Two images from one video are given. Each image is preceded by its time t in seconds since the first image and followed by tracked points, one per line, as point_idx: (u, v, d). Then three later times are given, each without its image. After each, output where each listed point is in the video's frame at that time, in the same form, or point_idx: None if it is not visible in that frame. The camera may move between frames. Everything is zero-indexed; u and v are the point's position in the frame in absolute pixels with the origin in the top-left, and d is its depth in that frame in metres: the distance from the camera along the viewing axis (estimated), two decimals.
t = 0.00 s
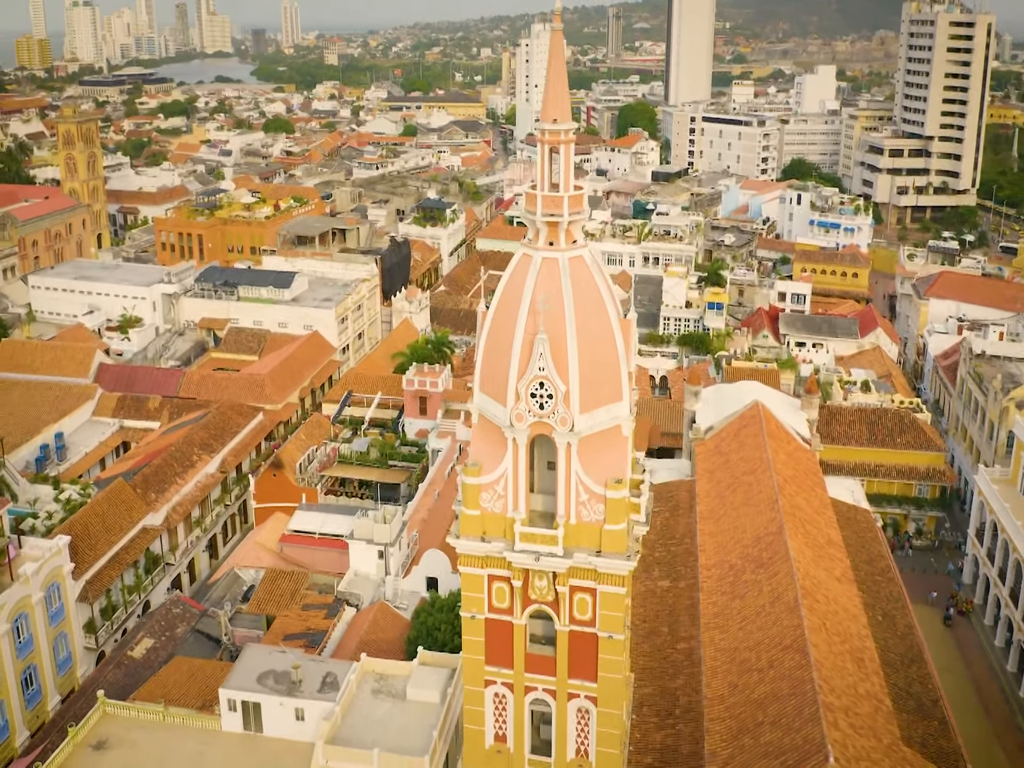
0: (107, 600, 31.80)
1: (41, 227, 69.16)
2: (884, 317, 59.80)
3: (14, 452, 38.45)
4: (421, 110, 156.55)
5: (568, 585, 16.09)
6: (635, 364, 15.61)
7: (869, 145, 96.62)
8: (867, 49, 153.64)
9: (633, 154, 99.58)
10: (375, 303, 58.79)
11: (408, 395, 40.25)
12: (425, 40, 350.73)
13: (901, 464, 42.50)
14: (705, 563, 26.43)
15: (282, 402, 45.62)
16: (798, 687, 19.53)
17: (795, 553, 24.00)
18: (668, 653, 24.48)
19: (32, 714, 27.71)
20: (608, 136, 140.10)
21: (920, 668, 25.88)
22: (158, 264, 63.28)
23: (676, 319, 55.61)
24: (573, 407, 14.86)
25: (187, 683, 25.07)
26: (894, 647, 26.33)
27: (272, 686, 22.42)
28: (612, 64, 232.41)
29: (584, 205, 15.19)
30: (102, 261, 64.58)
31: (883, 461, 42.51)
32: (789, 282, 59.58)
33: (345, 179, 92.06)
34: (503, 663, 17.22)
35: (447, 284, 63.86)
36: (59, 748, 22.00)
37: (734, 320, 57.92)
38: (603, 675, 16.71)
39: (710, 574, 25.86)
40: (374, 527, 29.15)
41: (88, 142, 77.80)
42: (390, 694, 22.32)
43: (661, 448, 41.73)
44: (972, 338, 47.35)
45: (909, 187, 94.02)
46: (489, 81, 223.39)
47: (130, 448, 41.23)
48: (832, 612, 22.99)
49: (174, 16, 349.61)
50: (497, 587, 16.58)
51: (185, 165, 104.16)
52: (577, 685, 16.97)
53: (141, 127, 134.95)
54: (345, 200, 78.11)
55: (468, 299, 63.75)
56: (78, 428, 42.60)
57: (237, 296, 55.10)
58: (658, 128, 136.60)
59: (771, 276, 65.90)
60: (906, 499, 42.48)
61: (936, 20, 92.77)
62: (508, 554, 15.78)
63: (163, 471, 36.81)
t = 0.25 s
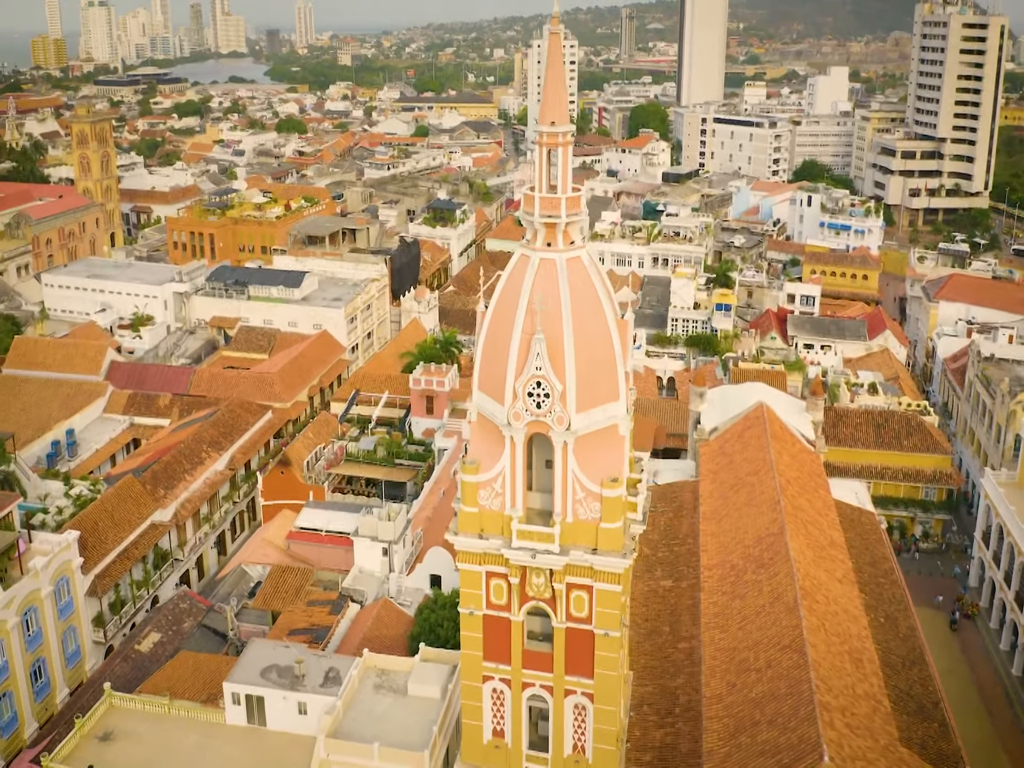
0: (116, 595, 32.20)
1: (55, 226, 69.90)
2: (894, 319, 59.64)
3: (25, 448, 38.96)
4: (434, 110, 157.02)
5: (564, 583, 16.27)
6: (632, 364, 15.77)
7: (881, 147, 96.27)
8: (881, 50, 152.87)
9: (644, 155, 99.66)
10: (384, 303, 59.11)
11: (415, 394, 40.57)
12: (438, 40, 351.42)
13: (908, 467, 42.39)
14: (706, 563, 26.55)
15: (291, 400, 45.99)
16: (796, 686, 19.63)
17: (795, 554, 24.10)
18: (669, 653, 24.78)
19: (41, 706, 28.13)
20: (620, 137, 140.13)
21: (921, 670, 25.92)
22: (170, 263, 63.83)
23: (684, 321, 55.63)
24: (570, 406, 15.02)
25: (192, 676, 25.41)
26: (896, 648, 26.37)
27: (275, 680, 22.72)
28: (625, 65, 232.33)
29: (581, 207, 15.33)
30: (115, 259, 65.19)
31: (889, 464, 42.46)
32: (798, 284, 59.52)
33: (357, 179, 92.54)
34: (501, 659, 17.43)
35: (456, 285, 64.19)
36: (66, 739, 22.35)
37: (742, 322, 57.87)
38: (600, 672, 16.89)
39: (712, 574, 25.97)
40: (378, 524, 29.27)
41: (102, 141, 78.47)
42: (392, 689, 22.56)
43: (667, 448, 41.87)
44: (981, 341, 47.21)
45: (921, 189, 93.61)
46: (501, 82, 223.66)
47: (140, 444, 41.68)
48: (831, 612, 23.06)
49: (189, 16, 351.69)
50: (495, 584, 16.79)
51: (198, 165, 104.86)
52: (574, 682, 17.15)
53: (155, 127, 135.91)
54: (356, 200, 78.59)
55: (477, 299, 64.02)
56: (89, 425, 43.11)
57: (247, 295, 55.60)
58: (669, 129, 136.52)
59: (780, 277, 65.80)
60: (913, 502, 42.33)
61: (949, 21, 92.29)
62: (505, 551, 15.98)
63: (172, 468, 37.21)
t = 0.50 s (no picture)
0: (125, 589, 32.58)
1: (69, 224, 70.62)
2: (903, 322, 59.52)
3: (37, 444, 39.44)
4: (446, 111, 157.42)
5: (561, 579, 16.46)
6: (629, 364, 15.93)
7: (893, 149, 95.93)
8: (895, 51, 152.08)
9: (655, 156, 99.69)
10: (393, 303, 59.44)
11: (421, 393, 40.83)
12: (451, 40, 351.97)
13: (914, 469, 42.36)
14: (708, 562, 26.71)
15: (300, 399, 46.34)
16: (793, 686, 19.74)
17: (796, 554, 24.20)
18: (671, 651, 25.37)
19: (50, 698, 28.57)
20: (632, 138, 140.08)
21: (922, 671, 25.98)
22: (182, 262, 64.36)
23: (692, 322, 55.72)
24: (567, 405, 15.17)
25: (198, 669, 25.73)
26: (897, 650, 26.45)
27: (279, 674, 23.01)
28: (637, 66, 232.01)
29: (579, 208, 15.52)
30: (127, 258, 65.79)
31: (896, 466, 42.40)
32: (807, 286, 59.33)
33: (368, 179, 93.00)
34: (499, 655, 17.63)
35: (465, 285, 64.55)
36: (73, 730, 22.69)
37: (750, 323, 57.83)
38: (596, 668, 17.07)
39: (713, 573, 26.11)
40: (383, 521, 29.65)
41: (115, 141, 79.15)
42: (394, 685, 22.80)
43: (673, 449, 42.02)
44: (989, 344, 47.07)
45: (934, 191, 93.18)
46: (513, 83, 223.83)
47: (150, 441, 42.11)
48: (831, 613, 23.16)
49: (204, 16, 353.56)
50: (493, 580, 16.98)
51: (211, 164, 105.55)
52: (571, 678, 17.34)
53: (169, 127, 136.82)
54: (366, 200, 78.95)
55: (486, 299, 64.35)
56: (100, 421, 43.59)
57: (258, 294, 56.05)
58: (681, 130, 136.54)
59: (790, 279, 65.70)
60: (919, 504, 42.28)
61: (962, 23, 91.79)
62: (503, 547, 16.18)
63: (181, 464, 37.60)
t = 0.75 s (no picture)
0: (133, 584, 32.97)
1: (82, 223, 71.30)
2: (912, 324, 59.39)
3: (48, 440, 39.92)
4: (457, 112, 157.76)
5: (558, 577, 16.64)
6: (626, 364, 16.12)
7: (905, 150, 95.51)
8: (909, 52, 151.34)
9: (665, 157, 99.71)
10: (402, 302, 59.72)
11: (428, 393, 40.87)
12: (464, 41, 352.46)
13: (920, 472, 42.26)
14: (709, 561, 26.87)
15: (308, 397, 46.69)
16: (789, 685, 19.87)
17: (796, 555, 24.31)
18: (672, 651, 25.64)
19: (58, 690, 28.97)
20: (643, 139, 140.02)
21: (922, 674, 26.04)
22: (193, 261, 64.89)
23: (699, 323, 55.80)
24: (563, 404, 15.39)
25: (203, 664, 26.05)
26: (898, 652, 26.52)
27: (282, 668, 23.31)
28: (650, 66, 231.79)
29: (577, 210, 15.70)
30: (139, 257, 66.36)
31: (902, 468, 42.35)
32: (816, 288, 59.55)
33: (379, 180, 93.43)
34: (497, 651, 17.83)
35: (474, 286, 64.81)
36: (80, 722, 23.04)
37: (758, 325, 57.79)
38: (593, 665, 17.25)
39: (714, 573, 26.25)
40: (387, 519, 29.74)
41: (128, 141, 79.81)
42: (395, 680, 23.02)
43: (678, 450, 42.11)
44: (998, 347, 46.94)
45: (945, 193, 92.83)
46: (525, 83, 224.10)
47: (159, 438, 42.53)
48: (830, 614, 23.27)
49: (218, 16, 355.54)
50: (491, 577, 17.18)
51: (223, 164, 106.26)
52: (567, 674, 17.53)
53: (182, 127, 137.65)
54: (378, 201, 79.44)
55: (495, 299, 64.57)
56: (111, 418, 44.07)
57: (268, 293, 56.52)
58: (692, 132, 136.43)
59: (798, 280, 65.60)
60: (925, 507, 42.17)
61: (974, 24, 91.27)
62: (500, 544, 16.39)
63: (190, 461, 37.99)
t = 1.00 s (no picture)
0: (141, 580, 33.35)
1: (95, 222, 71.96)
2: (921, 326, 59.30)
3: (59, 436, 40.44)
4: (469, 112, 158.07)
5: (555, 574, 16.82)
6: (623, 365, 16.29)
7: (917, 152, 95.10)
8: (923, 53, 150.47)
9: (675, 158, 99.59)
10: (411, 302, 59.97)
11: (434, 392, 41.51)
12: (477, 41, 352.81)
13: (927, 474, 42.18)
14: (710, 561, 27.00)
15: (317, 396, 47.01)
16: (787, 684, 19.97)
17: (797, 556, 24.40)
18: (673, 650, 25.78)
19: (67, 683, 29.39)
20: (654, 140, 139.87)
21: (923, 675, 26.10)
22: (204, 261, 65.39)
23: (707, 324, 55.85)
24: (560, 403, 15.59)
25: (208, 658, 26.36)
26: (900, 653, 26.59)
27: (286, 663, 23.60)
28: (663, 67, 231.20)
29: (575, 211, 15.86)
30: (151, 256, 66.93)
31: (908, 470, 42.30)
32: (825, 290, 59.44)
33: (390, 180, 93.82)
34: (495, 647, 18.03)
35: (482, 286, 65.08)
36: (86, 713, 23.39)
37: (766, 326, 57.71)
38: (589, 662, 17.45)
39: (716, 573, 26.34)
40: (391, 516, 30.26)
41: (141, 140, 80.39)
42: (397, 676, 23.25)
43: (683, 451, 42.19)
44: (1006, 350, 46.80)
45: (958, 195, 92.54)
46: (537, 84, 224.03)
47: (168, 435, 42.96)
48: (830, 615, 23.34)
49: (232, 16, 357.29)
50: (489, 573, 17.38)
51: (236, 164, 106.83)
52: (565, 671, 17.72)
53: (195, 126, 138.37)
54: (388, 201, 79.74)
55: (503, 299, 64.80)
56: (122, 415, 44.56)
57: (278, 292, 56.88)
58: (704, 132, 136.26)
59: (807, 282, 65.50)
60: (931, 509, 42.08)
61: (987, 25, 90.72)
62: (497, 541, 16.60)
63: (198, 459, 38.38)
